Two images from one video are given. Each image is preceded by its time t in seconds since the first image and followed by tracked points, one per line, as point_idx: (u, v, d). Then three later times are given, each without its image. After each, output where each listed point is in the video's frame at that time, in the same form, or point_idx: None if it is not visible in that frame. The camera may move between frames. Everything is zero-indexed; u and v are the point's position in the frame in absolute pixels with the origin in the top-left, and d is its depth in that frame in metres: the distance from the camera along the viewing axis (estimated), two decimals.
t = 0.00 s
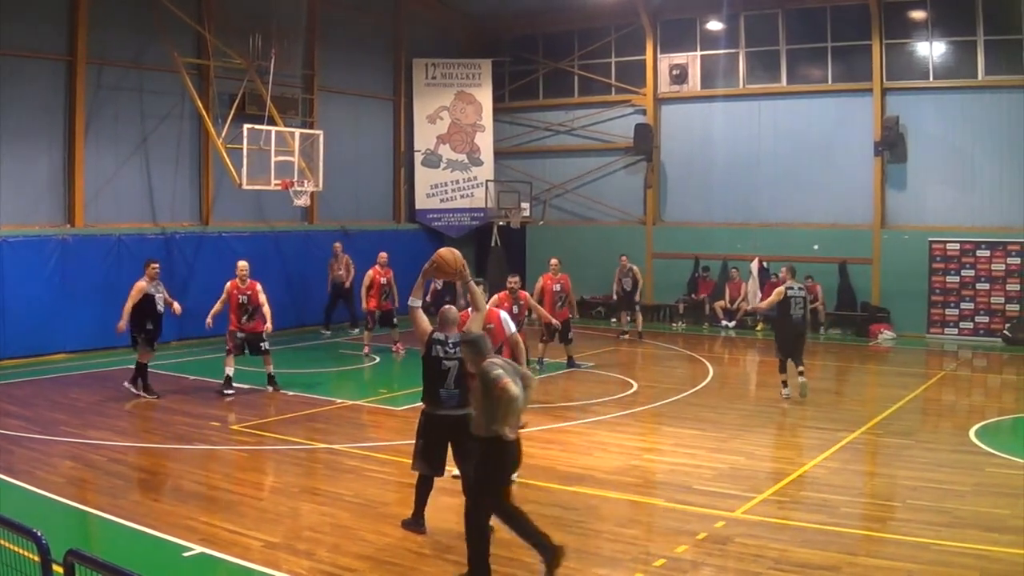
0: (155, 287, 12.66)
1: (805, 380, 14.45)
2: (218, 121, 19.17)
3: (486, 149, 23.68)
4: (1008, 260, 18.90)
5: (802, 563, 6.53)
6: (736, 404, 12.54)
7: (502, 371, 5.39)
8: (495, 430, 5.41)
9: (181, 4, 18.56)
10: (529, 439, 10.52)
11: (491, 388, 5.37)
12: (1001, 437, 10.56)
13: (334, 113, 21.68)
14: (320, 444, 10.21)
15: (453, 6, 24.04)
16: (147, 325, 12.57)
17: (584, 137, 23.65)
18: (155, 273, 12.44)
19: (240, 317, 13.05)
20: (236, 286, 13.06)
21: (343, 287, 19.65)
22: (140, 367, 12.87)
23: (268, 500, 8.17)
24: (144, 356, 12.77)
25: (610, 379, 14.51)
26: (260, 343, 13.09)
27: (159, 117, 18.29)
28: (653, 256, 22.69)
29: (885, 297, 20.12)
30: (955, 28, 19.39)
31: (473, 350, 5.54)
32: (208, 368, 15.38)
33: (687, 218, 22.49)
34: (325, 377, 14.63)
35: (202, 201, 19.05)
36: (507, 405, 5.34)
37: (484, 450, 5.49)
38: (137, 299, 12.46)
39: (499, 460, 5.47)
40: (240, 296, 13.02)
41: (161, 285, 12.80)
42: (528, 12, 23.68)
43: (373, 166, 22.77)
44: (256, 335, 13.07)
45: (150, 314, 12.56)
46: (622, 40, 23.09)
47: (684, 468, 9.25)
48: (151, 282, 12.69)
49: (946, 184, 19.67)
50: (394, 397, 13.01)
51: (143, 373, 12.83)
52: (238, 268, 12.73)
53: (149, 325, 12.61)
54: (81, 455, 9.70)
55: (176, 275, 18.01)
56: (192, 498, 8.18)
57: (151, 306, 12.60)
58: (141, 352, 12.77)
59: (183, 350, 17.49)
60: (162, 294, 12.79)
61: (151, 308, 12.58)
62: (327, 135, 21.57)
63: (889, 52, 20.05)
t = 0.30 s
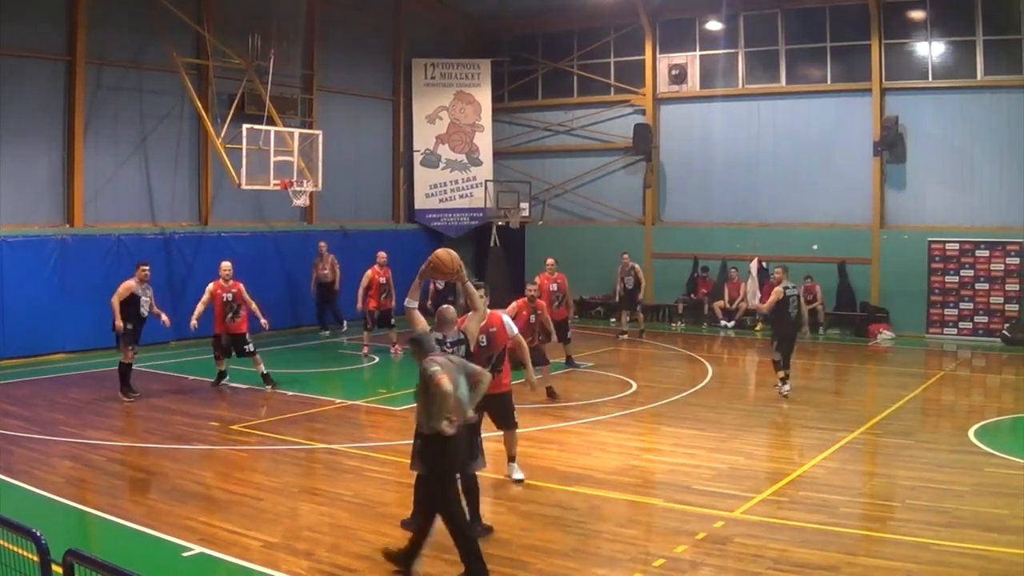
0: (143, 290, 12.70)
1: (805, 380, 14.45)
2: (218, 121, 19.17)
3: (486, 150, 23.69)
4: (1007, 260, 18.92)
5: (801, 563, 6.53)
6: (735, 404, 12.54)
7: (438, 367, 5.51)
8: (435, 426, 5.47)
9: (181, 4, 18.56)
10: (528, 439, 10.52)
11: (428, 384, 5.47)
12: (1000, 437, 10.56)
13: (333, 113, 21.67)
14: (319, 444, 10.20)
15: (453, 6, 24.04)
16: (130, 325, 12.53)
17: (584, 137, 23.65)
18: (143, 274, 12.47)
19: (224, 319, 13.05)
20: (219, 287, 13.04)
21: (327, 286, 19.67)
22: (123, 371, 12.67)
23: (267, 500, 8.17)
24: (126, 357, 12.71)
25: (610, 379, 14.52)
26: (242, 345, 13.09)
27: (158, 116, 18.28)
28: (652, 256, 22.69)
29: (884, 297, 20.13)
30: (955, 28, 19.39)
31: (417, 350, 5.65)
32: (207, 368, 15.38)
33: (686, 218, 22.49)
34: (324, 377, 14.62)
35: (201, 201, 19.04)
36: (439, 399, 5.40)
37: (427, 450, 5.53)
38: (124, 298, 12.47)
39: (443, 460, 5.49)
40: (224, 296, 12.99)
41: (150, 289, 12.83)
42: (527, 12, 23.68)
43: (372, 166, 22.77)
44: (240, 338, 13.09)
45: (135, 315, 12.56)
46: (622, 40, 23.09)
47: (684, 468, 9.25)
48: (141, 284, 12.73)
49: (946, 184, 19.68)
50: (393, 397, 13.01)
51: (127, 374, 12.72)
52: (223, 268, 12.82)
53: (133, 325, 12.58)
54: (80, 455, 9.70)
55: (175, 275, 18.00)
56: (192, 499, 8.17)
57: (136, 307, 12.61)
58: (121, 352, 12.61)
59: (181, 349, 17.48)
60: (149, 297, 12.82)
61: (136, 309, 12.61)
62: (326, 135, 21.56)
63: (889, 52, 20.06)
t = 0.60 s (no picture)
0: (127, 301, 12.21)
1: (805, 380, 14.45)
2: (218, 121, 19.17)
3: (486, 150, 23.70)
4: (1007, 260, 18.92)
5: (801, 563, 6.53)
6: (734, 404, 12.55)
7: (388, 366, 5.53)
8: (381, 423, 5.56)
9: (180, 4, 18.56)
10: (527, 439, 10.53)
11: (377, 383, 5.50)
12: (999, 437, 10.57)
13: (333, 113, 21.67)
14: (319, 444, 10.20)
15: (453, 6, 24.04)
16: (112, 335, 12.13)
17: (583, 138, 23.65)
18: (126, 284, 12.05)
19: (206, 318, 13.08)
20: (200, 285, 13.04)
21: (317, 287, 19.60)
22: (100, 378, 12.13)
23: (267, 500, 8.17)
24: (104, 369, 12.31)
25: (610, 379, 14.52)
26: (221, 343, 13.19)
27: (158, 117, 18.27)
28: (652, 256, 22.69)
29: (884, 297, 20.13)
30: (954, 28, 19.38)
31: (366, 348, 5.50)
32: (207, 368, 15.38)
33: (686, 219, 22.49)
34: (323, 377, 14.61)
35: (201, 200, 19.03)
36: (389, 399, 5.45)
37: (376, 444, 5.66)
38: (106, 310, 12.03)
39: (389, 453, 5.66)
40: (205, 296, 13.00)
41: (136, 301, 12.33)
42: (527, 11, 23.68)
43: (372, 167, 22.77)
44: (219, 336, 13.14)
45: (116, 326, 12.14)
46: (622, 40, 23.09)
47: (684, 468, 9.25)
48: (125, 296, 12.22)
49: (946, 184, 19.68)
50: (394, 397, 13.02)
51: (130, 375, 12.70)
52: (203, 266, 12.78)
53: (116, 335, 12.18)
54: (80, 455, 9.70)
55: (175, 275, 17.99)
56: (192, 498, 8.17)
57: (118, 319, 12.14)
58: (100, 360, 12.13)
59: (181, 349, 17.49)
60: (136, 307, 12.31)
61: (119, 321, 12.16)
62: (326, 136, 21.57)
63: (889, 52, 20.05)
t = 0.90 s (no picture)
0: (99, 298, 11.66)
1: (805, 381, 14.45)
2: (218, 121, 19.17)
3: (486, 150, 23.70)
4: (1007, 260, 18.92)
5: (801, 562, 6.53)
6: (735, 404, 12.55)
7: (339, 372, 5.81)
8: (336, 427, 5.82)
9: (180, 4, 18.56)
10: (527, 439, 10.53)
11: (329, 392, 5.73)
12: (999, 437, 10.57)
13: (333, 113, 21.66)
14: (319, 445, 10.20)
15: (453, 6, 24.04)
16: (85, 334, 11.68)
17: (584, 138, 23.65)
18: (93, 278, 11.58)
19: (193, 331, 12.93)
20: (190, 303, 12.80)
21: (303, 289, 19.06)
22: (84, 380, 11.96)
23: (267, 500, 8.17)
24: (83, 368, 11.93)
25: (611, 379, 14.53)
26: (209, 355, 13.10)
27: (158, 117, 18.27)
28: (652, 256, 22.69)
29: (883, 297, 20.13)
30: (954, 28, 19.39)
31: (317, 351, 5.88)
32: (207, 368, 15.38)
33: (686, 219, 22.49)
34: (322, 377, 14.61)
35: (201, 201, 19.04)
36: (341, 404, 5.70)
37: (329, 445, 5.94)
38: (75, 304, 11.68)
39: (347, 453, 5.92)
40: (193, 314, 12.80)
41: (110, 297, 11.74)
42: (527, 11, 23.68)
43: (373, 167, 22.77)
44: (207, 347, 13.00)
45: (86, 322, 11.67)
46: (622, 40, 23.09)
47: (684, 468, 9.25)
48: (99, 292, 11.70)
49: (945, 184, 19.68)
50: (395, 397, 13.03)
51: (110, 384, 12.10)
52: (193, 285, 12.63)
53: (91, 333, 11.72)
54: (80, 455, 9.69)
55: (175, 275, 18.00)
56: (192, 499, 8.17)
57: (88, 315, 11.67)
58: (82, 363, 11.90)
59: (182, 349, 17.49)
60: (109, 300, 11.77)
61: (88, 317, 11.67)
62: (326, 136, 21.56)
63: (889, 52, 20.06)
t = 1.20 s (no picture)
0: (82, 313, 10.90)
1: (805, 380, 14.45)
2: (218, 121, 19.16)
3: (486, 150, 23.70)
4: (1007, 260, 18.92)
5: (802, 563, 6.53)
6: (734, 404, 12.55)
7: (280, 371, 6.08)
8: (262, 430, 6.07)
9: (180, 4, 18.55)
10: (527, 439, 10.53)
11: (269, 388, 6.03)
12: (999, 437, 10.57)
13: (333, 113, 21.65)
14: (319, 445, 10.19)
15: (453, 6, 24.04)
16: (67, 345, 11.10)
17: (584, 138, 23.65)
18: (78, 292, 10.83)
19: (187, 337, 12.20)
20: (195, 311, 12.30)
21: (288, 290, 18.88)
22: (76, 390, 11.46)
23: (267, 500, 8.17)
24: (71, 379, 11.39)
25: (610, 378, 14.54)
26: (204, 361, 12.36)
27: (158, 117, 18.26)
28: (652, 256, 22.70)
29: (883, 297, 20.14)
30: (954, 28, 19.39)
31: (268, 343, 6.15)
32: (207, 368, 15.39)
33: (686, 219, 22.49)
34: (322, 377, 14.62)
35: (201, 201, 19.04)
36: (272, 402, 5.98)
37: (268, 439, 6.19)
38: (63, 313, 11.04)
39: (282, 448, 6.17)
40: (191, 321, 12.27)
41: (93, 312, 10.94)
42: (527, 11, 23.68)
43: (373, 167, 22.77)
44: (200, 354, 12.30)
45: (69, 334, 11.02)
46: (622, 40, 23.09)
47: (684, 468, 9.24)
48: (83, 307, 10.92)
49: (945, 184, 19.68)
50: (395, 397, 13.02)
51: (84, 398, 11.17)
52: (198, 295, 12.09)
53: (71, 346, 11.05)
54: (80, 455, 9.69)
55: (175, 275, 18.00)
56: (192, 499, 8.17)
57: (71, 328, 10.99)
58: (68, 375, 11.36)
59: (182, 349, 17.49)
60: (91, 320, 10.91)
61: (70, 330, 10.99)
62: (326, 136, 21.56)
63: (888, 53, 20.06)
